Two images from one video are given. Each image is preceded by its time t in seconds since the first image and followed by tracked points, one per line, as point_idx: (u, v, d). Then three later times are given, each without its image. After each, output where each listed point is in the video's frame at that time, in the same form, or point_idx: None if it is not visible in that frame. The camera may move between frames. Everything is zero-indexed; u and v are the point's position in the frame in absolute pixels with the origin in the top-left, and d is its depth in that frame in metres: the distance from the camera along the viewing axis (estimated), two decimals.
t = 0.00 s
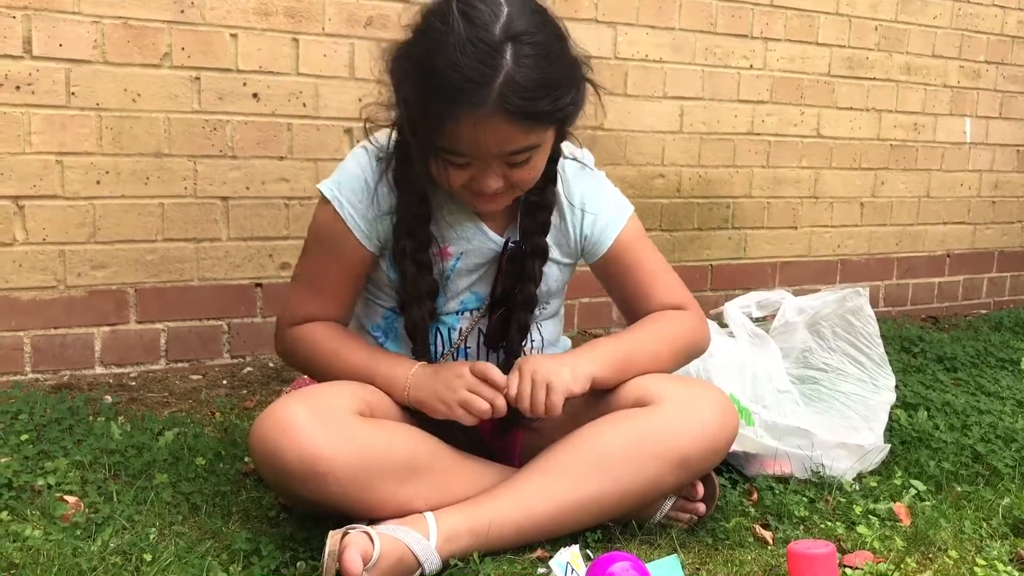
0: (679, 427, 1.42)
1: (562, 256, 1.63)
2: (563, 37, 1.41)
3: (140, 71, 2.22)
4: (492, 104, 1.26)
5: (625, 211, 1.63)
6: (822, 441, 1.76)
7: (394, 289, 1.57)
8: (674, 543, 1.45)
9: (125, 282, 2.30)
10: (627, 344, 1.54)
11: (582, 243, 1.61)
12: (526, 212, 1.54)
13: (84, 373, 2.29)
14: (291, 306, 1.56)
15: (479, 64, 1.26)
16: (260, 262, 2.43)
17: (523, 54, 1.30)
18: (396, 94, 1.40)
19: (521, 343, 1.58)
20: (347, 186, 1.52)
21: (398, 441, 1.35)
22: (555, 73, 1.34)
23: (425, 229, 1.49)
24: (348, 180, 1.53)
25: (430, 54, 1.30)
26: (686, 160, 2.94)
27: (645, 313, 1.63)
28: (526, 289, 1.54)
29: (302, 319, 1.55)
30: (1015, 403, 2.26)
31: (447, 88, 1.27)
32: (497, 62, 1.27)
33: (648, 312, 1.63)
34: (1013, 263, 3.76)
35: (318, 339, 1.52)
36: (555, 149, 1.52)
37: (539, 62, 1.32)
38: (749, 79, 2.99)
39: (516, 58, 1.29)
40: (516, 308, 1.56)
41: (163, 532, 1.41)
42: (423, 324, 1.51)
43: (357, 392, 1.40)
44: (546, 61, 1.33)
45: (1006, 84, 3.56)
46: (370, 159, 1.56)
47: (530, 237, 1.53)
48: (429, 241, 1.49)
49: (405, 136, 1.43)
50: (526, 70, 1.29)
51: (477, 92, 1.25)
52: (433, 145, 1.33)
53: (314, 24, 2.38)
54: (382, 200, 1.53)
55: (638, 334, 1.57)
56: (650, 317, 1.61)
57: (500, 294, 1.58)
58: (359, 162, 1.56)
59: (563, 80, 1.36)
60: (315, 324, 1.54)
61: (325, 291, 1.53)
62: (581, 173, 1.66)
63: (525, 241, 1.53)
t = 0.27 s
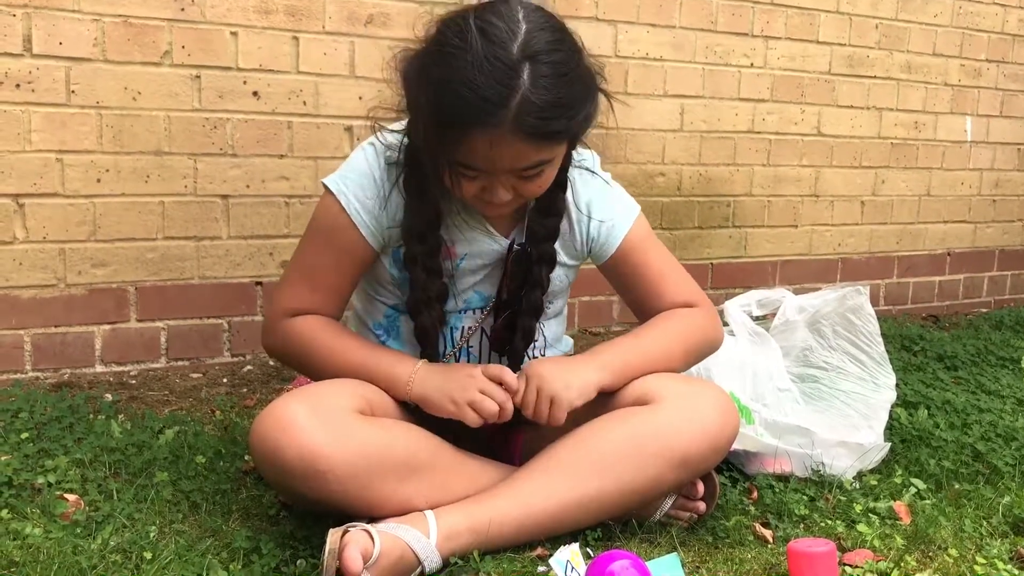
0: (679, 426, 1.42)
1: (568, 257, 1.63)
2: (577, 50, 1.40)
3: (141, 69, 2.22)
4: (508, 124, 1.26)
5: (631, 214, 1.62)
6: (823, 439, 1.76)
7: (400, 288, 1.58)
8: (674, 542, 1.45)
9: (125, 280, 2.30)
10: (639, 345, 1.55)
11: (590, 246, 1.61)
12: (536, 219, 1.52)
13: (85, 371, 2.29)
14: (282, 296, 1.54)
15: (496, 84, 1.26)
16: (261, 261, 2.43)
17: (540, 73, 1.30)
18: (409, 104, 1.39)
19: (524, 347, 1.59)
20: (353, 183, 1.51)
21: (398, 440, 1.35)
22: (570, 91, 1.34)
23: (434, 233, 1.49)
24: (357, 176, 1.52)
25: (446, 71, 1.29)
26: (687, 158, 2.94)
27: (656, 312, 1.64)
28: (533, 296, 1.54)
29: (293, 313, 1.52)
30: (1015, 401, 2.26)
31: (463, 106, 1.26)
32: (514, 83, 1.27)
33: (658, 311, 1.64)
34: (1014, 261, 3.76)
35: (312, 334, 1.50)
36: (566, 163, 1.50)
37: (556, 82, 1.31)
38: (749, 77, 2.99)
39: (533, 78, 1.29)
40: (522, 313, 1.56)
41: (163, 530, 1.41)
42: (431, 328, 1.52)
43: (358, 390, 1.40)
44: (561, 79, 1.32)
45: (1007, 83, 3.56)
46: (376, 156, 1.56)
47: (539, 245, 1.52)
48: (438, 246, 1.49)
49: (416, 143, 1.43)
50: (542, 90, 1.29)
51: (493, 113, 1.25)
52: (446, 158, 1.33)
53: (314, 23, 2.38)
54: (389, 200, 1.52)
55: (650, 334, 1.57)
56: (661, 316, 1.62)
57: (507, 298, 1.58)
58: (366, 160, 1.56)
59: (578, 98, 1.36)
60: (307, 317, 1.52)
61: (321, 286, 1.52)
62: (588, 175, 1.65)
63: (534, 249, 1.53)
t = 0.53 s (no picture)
0: (681, 426, 1.42)
1: (567, 252, 1.64)
2: (575, 36, 1.41)
3: (141, 69, 2.22)
4: (508, 105, 1.26)
5: (630, 210, 1.63)
6: (823, 439, 1.77)
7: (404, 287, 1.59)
8: (674, 541, 1.45)
9: (125, 280, 2.30)
10: (644, 348, 1.55)
11: (590, 241, 1.62)
12: (536, 213, 1.53)
13: (85, 371, 2.29)
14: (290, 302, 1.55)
15: (494, 65, 1.26)
16: (261, 260, 2.43)
17: (538, 55, 1.30)
18: (408, 94, 1.40)
19: (524, 343, 1.59)
20: (354, 182, 1.52)
21: (398, 440, 1.35)
22: (568, 74, 1.34)
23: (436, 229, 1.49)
24: (356, 175, 1.53)
25: (445, 55, 1.29)
26: (687, 158, 2.94)
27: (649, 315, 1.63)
28: (535, 291, 1.54)
29: (298, 315, 1.53)
30: (1015, 401, 2.26)
31: (463, 88, 1.26)
32: (512, 63, 1.27)
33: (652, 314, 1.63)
34: (1014, 261, 3.76)
35: (316, 336, 1.51)
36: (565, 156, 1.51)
37: (554, 64, 1.32)
38: (750, 77, 2.99)
39: (531, 59, 1.29)
40: (522, 308, 1.56)
41: (163, 530, 1.42)
42: (433, 324, 1.52)
43: (358, 390, 1.40)
44: (559, 61, 1.33)
45: (1007, 83, 3.56)
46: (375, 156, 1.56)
47: (539, 239, 1.53)
48: (440, 241, 1.49)
49: (416, 134, 1.43)
50: (542, 72, 1.29)
51: (492, 94, 1.25)
52: (447, 145, 1.33)
53: (315, 23, 2.38)
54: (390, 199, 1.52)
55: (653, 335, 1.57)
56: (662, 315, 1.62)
57: (507, 295, 1.58)
58: (366, 159, 1.56)
59: (577, 80, 1.36)
60: (313, 321, 1.53)
61: (324, 287, 1.53)
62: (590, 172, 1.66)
63: (535, 243, 1.53)
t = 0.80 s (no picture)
0: (680, 425, 1.42)
1: (560, 242, 1.63)
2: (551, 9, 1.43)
3: (141, 69, 2.22)
4: (483, 61, 1.26)
5: (617, 199, 1.64)
6: (823, 439, 1.76)
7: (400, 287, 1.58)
8: (674, 542, 1.45)
9: (126, 280, 2.30)
10: (611, 348, 1.54)
11: (580, 229, 1.61)
12: (525, 202, 1.54)
13: (85, 371, 2.29)
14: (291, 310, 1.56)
15: (468, 23, 1.28)
16: (261, 260, 2.44)
17: (510, 13, 1.32)
18: (390, 79, 1.41)
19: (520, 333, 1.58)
20: (345, 184, 1.52)
21: (398, 440, 1.35)
22: (543, 34, 1.36)
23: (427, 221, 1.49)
24: (346, 179, 1.53)
25: (420, 23, 1.31)
26: (687, 158, 2.94)
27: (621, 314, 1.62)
28: (528, 279, 1.54)
29: (298, 322, 1.54)
30: (1015, 401, 2.26)
31: (438, 49, 1.27)
32: (485, 21, 1.29)
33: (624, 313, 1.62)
34: (1014, 262, 3.76)
35: (316, 341, 1.52)
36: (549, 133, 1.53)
37: (528, 22, 1.33)
38: (750, 77, 2.99)
39: (503, 17, 1.31)
40: (518, 298, 1.56)
41: (163, 530, 1.42)
42: (430, 316, 1.50)
43: (359, 390, 1.40)
44: (534, 22, 1.34)
45: (1008, 83, 3.56)
46: (366, 159, 1.57)
47: (530, 227, 1.54)
48: (433, 233, 1.50)
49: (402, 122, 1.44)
50: (514, 27, 1.30)
51: (466, 50, 1.26)
52: (428, 117, 1.33)
53: (315, 23, 2.38)
54: (383, 198, 1.53)
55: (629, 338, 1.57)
56: (633, 317, 1.61)
57: (502, 286, 1.57)
58: (356, 161, 1.57)
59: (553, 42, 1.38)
60: (315, 326, 1.54)
61: (323, 292, 1.53)
62: (576, 160, 1.66)
63: (526, 231, 1.54)
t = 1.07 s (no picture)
0: (680, 425, 1.42)
1: (549, 243, 1.61)
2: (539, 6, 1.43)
3: (141, 69, 2.22)
4: (462, 55, 1.26)
5: (607, 201, 1.63)
6: (823, 439, 1.76)
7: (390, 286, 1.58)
8: (675, 541, 1.45)
9: (126, 280, 2.30)
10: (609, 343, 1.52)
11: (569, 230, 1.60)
12: (514, 199, 1.54)
13: (85, 371, 2.29)
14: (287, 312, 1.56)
15: (447, 17, 1.28)
16: (261, 260, 2.44)
17: (491, 8, 1.32)
18: (374, 74, 1.42)
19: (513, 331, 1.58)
20: (333, 184, 1.53)
21: (396, 440, 1.35)
22: (527, 29, 1.35)
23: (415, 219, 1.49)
24: (336, 179, 1.54)
25: (401, 17, 1.31)
26: (687, 158, 2.94)
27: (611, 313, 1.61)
28: (518, 276, 1.54)
29: (294, 326, 1.55)
30: (1015, 401, 2.26)
31: (418, 43, 1.28)
32: (465, 15, 1.29)
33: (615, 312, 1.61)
34: (1015, 262, 3.76)
35: (310, 343, 1.52)
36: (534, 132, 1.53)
37: (510, 17, 1.33)
38: (750, 77, 2.99)
39: (484, 11, 1.31)
40: (508, 295, 1.55)
41: (164, 530, 1.42)
42: (422, 314, 1.50)
43: (360, 390, 1.40)
44: (517, 17, 1.34)
45: (1008, 83, 3.56)
46: (356, 159, 1.57)
47: (519, 224, 1.53)
48: (422, 230, 1.50)
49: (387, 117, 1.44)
50: (494, 22, 1.30)
51: (445, 44, 1.26)
52: (409, 111, 1.33)
53: (315, 22, 2.38)
54: (372, 197, 1.53)
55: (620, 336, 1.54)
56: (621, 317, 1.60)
57: (492, 284, 1.57)
58: (346, 161, 1.57)
59: (537, 37, 1.37)
60: (310, 328, 1.54)
61: (318, 293, 1.54)
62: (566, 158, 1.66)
63: (515, 228, 1.53)
